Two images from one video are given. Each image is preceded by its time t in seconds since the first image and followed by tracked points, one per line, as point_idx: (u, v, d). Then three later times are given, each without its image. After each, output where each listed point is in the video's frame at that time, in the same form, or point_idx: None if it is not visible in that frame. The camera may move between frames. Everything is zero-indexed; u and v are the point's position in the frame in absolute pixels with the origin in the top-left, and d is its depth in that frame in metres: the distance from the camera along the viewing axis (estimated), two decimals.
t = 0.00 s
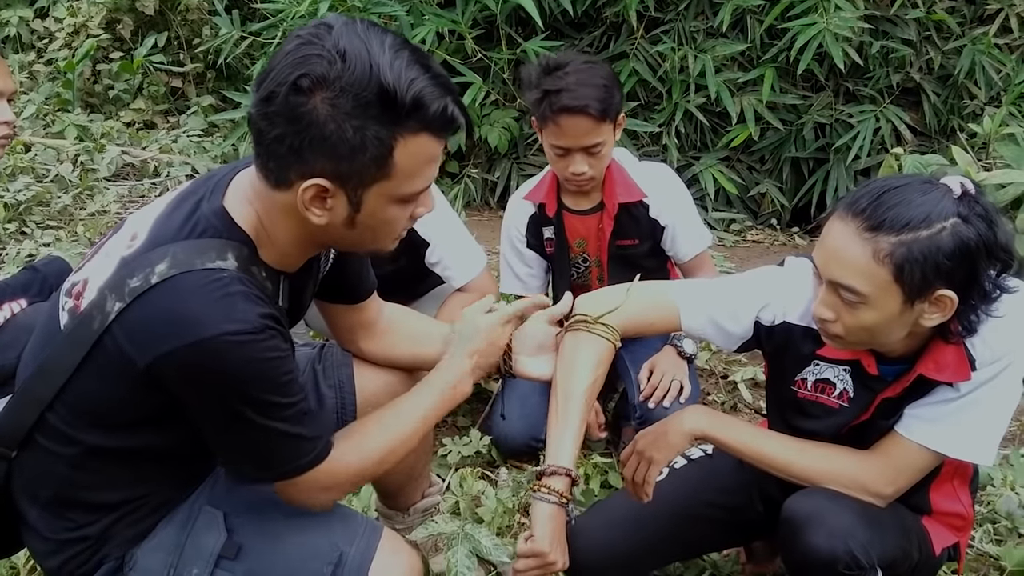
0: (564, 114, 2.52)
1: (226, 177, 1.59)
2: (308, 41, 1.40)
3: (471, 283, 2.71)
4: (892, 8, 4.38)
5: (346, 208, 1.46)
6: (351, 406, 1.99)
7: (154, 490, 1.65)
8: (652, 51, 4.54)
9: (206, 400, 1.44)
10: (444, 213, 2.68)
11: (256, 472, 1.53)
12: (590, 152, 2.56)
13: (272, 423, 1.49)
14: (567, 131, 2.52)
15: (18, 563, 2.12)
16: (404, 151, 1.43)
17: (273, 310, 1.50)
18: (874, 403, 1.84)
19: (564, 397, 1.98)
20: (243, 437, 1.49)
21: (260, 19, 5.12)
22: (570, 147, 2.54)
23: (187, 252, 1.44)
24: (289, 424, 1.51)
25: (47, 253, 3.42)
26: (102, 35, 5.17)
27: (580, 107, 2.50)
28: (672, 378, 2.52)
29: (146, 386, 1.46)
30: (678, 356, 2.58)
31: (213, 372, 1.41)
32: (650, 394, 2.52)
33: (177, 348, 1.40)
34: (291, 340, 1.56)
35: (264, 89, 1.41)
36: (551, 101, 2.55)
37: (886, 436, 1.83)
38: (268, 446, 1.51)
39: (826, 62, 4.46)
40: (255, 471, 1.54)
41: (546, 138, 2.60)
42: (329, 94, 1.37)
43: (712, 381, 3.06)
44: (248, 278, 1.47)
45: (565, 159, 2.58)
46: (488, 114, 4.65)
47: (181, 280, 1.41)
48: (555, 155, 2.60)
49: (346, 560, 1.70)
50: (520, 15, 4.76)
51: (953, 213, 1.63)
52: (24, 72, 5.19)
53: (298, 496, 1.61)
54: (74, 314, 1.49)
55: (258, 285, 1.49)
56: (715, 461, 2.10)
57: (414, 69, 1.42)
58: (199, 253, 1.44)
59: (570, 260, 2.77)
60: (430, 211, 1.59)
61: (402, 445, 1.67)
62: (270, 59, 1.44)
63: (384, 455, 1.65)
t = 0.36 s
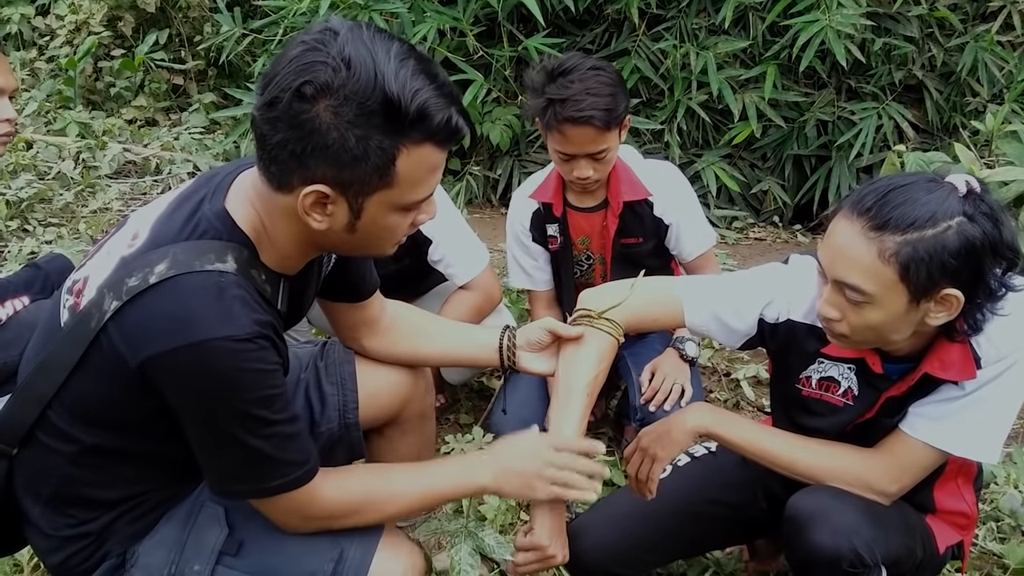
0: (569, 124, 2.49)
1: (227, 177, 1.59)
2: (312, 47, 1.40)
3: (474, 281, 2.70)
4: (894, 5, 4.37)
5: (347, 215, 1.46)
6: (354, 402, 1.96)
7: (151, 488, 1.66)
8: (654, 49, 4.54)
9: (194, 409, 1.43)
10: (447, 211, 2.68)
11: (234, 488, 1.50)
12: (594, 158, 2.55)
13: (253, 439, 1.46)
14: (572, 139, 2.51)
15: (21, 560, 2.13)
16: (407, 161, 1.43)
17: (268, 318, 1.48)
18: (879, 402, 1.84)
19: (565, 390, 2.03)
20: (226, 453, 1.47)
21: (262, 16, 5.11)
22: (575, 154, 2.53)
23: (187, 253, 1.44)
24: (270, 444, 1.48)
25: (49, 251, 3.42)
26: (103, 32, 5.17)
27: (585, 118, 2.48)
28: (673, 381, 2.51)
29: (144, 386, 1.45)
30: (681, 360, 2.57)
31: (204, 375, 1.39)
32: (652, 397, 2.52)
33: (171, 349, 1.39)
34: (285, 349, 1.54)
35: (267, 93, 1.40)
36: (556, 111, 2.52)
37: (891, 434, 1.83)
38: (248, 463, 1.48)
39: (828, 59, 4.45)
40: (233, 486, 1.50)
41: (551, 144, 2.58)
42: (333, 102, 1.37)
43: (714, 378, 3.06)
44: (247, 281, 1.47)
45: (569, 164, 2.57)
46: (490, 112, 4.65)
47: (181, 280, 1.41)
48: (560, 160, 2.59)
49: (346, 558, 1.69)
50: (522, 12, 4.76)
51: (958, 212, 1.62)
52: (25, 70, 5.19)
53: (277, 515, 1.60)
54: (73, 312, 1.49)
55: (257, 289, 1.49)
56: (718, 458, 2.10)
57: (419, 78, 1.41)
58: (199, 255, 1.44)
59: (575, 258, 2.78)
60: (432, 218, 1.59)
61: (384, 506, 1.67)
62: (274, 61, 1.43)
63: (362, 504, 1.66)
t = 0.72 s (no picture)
0: (564, 117, 2.51)
1: (224, 179, 1.57)
2: (314, 62, 1.38)
3: (469, 281, 2.69)
4: (889, 7, 4.37)
5: (345, 227, 1.46)
6: (348, 403, 1.95)
7: (147, 491, 1.65)
8: (649, 49, 4.54)
9: (191, 418, 1.43)
10: (443, 213, 2.68)
11: (233, 495, 1.51)
12: (590, 153, 2.56)
13: (253, 449, 1.47)
14: (567, 133, 2.51)
15: (13, 561, 2.12)
16: (408, 178, 1.42)
17: (265, 326, 1.48)
18: (873, 402, 1.84)
19: (559, 390, 2.02)
20: (223, 460, 1.47)
21: (255, 16, 5.10)
22: (571, 148, 2.54)
23: (183, 261, 1.43)
24: (269, 453, 1.49)
25: (42, 250, 3.41)
26: (97, 31, 5.16)
27: (580, 112, 2.49)
28: (662, 385, 2.52)
29: (139, 392, 1.45)
30: (671, 364, 2.58)
31: (201, 387, 1.39)
32: (638, 399, 2.53)
33: (168, 359, 1.39)
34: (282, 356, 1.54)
35: (267, 107, 1.39)
36: (552, 104, 2.53)
37: (885, 433, 1.83)
38: (245, 470, 1.49)
39: (822, 60, 4.45)
40: (229, 492, 1.51)
41: (547, 136, 2.59)
42: (334, 119, 1.36)
43: (708, 378, 3.06)
44: (244, 288, 1.46)
45: (565, 159, 2.58)
46: (485, 112, 4.65)
47: (177, 290, 1.40)
48: (556, 155, 2.60)
49: (342, 562, 1.70)
50: (516, 13, 4.76)
51: (953, 211, 1.63)
52: (19, 69, 5.18)
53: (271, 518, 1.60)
54: (68, 317, 1.49)
55: (254, 295, 1.48)
56: (711, 459, 2.10)
57: (422, 94, 1.40)
58: (194, 263, 1.43)
59: (570, 256, 2.77)
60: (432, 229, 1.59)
61: (380, 516, 1.68)
62: (275, 73, 1.41)
63: (361, 518, 1.67)
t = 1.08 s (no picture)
0: (557, 115, 2.52)
1: (218, 183, 1.57)
2: (312, 76, 1.38)
3: (466, 281, 2.70)
4: (886, 7, 4.37)
5: (343, 239, 1.46)
6: (345, 402, 1.95)
7: (139, 493, 1.65)
8: (647, 50, 4.55)
9: (185, 423, 1.42)
10: (443, 214, 2.69)
11: (226, 498, 1.51)
12: (582, 153, 2.56)
13: (248, 451, 1.47)
14: (560, 132, 2.53)
15: (10, 563, 2.12)
16: (407, 192, 1.43)
17: (260, 332, 1.48)
18: (872, 401, 1.84)
19: (556, 377, 2.03)
20: (218, 462, 1.47)
21: (253, 16, 5.09)
22: (564, 148, 2.54)
23: (176, 266, 1.42)
24: (264, 455, 1.49)
25: (40, 250, 3.41)
26: (95, 31, 5.16)
27: (573, 108, 2.51)
28: (662, 385, 2.51)
29: (133, 396, 1.45)
30: (671, 364, 2.57)
31: (196, 391, 1.39)
32: (640, 399, 2.52)
33: (161, 365, 1.38)
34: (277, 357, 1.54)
35: (265, 121, 1.39)
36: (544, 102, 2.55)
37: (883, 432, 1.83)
38: (240, 474, 1.49)
39: (820, 60, 4.46)
40: (224, 496, 1.51)
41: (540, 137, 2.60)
42: (334, 134, 1.36)
43: (706, 379, 3.06)
44: (238, 294, 1.46)
45: (558, 159, 2.58)
46: (483, 112, 4.65)
47: (171, 295, 1.40)
48: (550, 156, 2.60)
49: (337, 562, 1.69)
50: (514, 13, 4.76)
51: (949, 209, 1.63)
52: (17, 69, 5.17)
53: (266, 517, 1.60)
54: (61, 321, 1.49)
55: (248, 300, 1.48)
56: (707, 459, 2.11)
57: (421, 105, 1.41)
58: (187, 268, 1.42)
59: (568, 261, 2.77)
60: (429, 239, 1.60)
61: (377, 512, 1.68)
62: (273, 85, 1.41)
63: (357, 515, 1.67)
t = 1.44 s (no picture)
0: (553, 97, 2.59)
1: (219, 178, 1.58)
2: (316, 70, 1.38)
3: (468, 277, 2.70)
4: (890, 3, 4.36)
5: (345, 233, 1.46)
6: (347, 396, 1.97)
7: (142, 484, 1.65)
8: (650, 45, 4.54)
9: (183, 415, 1.43)
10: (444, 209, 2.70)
11: (222, 489, 1.52)
12: (582, 137, 2.59)
13: (244, 445, 1.47)
14: (556, 114, 2.58)
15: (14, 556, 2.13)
16: (409, 186, 1.44)
17: (259, 327, 1.48)
18: (872, 396, 1.85)
19: (557, 369, 2.04)
20: (215, 455, 1.48)
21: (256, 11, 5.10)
22: (562, 132, 2.58)
23: (176, 260, 1.43)
24: (259, 448, 1.49)
25: (44, 245, 3.42)
26: (98, 25, 5.16)
27: (568, 88, 2.58)
28: (668, 383, 2.52)
29: (133, 389, 1.46)
30: (675, 362, 2.57)
31: (194, 384, 1.40)
32: (645, 398, 2.52)
33: (160, 358, 1.39)
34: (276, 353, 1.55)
35: (269, 116, 1.39)
36: (540, 86, 2.62)
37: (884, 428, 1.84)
38: (238, 467, 1.49)
39: (823, 56, 4.45)
40: (222, 487, 1.51)
41: (539, 128, 2.65)
42: (338, 129, 1.37)
43: (708, 375, 3.07)
44: (237, 288, 1.47)
45: (558, 146, 2.61)
46: (485, 108, 4.65)
47: (170, 288, 1.40)
48: (548, 144, 2.63)
49: (338, 552, 1.70)
50: (517, 8, 4.76)
51: (949, 205, 1.63)
52: (20, 63, 5.17)
53: (265, 508, 1.61)
54: (62, 313, 1.49)
55: (248, 294, 1.49)
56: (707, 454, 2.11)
57: (424, 101, 1.41)
58: (187, 262, 1.43)
59: (569, 259, 2.77)
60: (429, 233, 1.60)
61: (375, 495, 1.67)
62: (276, 80, 1.41)
63: (355, 497, 1.67)
